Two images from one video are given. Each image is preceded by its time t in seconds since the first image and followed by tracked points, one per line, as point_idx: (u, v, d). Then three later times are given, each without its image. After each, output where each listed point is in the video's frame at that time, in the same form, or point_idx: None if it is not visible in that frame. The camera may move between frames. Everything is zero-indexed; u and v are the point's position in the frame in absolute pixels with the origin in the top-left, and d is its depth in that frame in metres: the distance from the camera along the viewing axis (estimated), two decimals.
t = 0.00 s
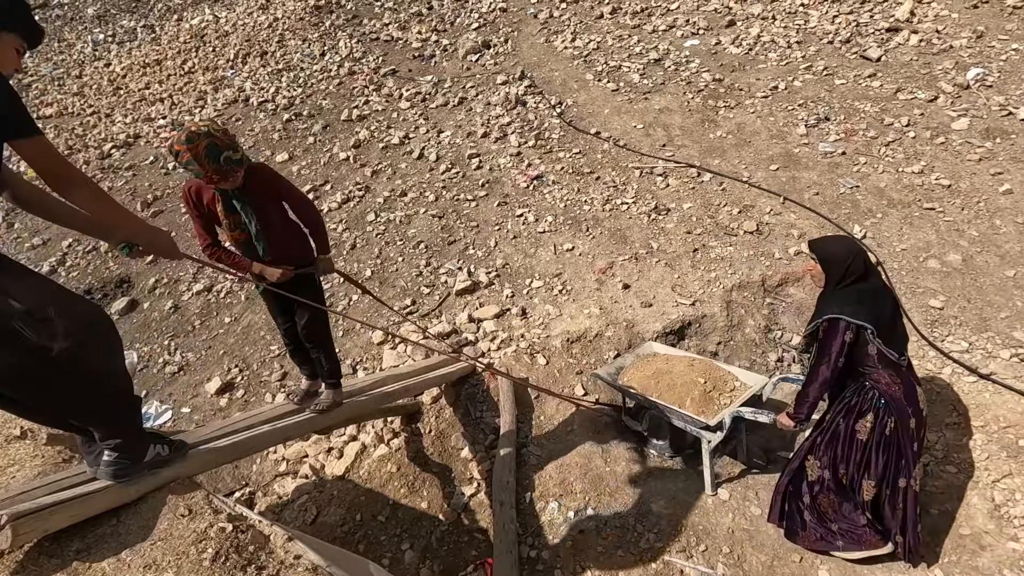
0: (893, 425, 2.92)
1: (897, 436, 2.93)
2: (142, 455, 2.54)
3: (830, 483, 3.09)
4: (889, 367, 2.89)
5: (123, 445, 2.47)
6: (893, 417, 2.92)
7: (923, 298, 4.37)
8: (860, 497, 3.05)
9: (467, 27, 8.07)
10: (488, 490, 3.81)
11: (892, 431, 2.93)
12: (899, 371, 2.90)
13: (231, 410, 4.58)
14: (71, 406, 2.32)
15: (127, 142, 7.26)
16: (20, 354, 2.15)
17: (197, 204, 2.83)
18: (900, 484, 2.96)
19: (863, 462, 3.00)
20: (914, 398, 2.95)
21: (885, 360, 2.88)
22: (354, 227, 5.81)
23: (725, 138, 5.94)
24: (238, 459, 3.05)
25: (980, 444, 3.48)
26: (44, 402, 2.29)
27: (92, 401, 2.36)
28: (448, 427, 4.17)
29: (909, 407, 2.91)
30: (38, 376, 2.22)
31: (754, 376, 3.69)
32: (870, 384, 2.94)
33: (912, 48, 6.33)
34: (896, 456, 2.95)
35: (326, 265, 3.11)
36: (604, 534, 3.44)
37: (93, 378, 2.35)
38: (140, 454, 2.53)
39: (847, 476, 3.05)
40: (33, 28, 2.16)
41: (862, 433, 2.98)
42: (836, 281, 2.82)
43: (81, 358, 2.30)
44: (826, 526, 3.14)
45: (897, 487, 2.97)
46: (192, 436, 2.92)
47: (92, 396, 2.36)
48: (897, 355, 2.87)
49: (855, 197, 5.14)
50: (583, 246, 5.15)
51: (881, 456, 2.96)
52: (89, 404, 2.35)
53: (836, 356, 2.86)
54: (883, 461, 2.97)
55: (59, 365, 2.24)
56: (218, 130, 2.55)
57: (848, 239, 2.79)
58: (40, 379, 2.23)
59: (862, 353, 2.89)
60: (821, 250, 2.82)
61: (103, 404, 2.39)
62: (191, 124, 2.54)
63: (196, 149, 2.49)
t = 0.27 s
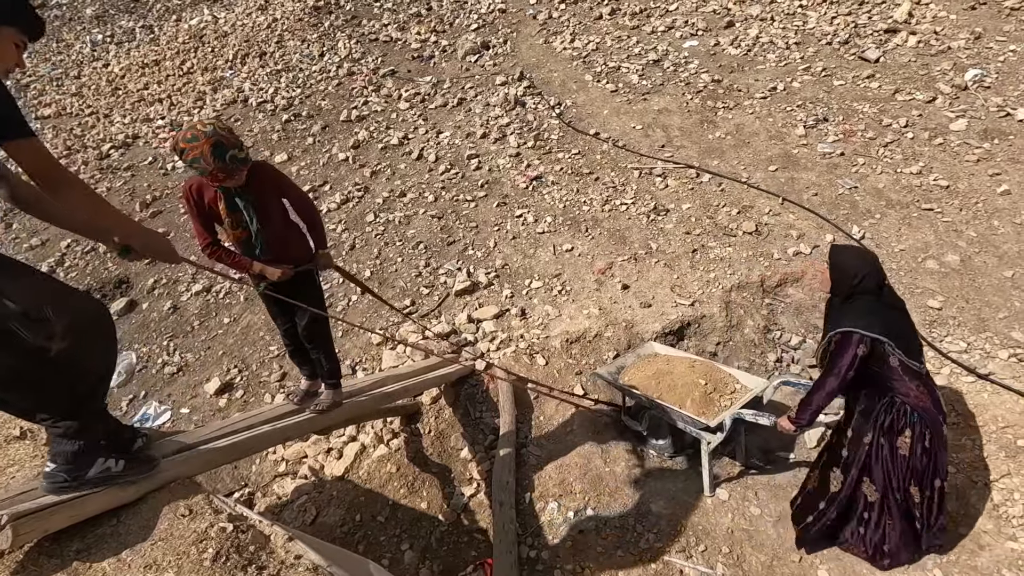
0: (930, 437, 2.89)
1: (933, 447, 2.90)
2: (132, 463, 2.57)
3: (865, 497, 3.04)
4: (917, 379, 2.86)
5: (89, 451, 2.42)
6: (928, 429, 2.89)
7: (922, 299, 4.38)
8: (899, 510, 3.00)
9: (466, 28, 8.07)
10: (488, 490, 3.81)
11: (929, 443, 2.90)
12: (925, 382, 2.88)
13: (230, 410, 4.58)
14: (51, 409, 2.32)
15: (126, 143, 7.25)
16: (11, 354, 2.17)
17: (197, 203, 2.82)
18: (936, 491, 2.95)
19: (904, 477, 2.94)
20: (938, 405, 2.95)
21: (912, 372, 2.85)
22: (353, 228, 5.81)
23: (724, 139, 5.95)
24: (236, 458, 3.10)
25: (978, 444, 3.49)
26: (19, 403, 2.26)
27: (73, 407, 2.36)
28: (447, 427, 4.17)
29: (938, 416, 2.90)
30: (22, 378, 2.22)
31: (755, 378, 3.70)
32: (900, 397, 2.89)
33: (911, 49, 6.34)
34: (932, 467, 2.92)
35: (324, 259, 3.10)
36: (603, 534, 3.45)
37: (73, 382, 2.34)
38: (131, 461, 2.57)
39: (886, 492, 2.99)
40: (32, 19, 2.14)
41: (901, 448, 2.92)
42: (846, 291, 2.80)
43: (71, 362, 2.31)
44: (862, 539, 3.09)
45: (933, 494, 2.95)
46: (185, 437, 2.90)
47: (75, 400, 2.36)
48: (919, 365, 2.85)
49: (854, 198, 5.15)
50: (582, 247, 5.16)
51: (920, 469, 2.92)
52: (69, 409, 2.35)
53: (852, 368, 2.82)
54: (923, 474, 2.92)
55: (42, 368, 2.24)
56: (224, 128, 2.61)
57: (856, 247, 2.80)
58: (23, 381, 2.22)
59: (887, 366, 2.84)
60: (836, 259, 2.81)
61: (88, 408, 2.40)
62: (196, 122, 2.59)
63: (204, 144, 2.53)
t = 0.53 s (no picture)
0: (958, 444, 2.83)
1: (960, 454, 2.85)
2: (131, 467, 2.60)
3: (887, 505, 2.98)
4: (939, 382, 2.85)
5: (84, 452, 2.46)
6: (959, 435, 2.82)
7: (921, 299, 4.38)
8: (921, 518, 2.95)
9: (466, 29, 8.08)
10: (488, 491, 3.81)
11: (957, 450, 2.84)
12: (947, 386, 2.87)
13: (229, 411, 4.57)
14: (45, 411, 2.33)
15: (124, 143, 7.24)
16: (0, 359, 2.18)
17: (198, 202, 2.83)
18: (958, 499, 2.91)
19: (928, 483, 2.89)
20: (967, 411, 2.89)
21: (933, 374, 2.85)
22: (352, 228, 5.80)
23: (723, 140, 5.96)
24: (236, 460, 3.12)
25: (977, 445, 3.49)
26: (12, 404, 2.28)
27: (68, 410, 2.37)
28: (447, 428, 4.16)
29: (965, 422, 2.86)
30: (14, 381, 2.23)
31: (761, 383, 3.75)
32: (927, 403, 2.83)
33: (909, 51, 6.36)
34: (958, 474, 2.87)
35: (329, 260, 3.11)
36: (603, 535, 3.45)
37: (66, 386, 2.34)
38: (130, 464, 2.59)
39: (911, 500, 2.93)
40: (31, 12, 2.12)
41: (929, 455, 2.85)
42: (852, 296, 2.88)
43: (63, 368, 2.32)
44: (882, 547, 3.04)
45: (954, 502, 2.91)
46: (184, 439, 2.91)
47: (68, 404, 2.36)
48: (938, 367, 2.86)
49: (853, 199, 5.16)
50: (582, 248, 5.16)
51: (945, 476, 2.87)
52: (62, 411, 2.36)
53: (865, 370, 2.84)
54: (948, 480, 2.88)
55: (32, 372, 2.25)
56: (226, 127, 2.62)
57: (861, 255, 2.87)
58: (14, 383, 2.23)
59: (905, 368, 2.86)
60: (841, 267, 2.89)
61: (81, 411, 2.40)
62: (198, 121, 2.61)
63: (206, 142, 2.54)
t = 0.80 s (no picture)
0: (947, 441, 2.76)
1: (953, 452, 2.77)
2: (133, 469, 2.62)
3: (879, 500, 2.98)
4: (931, 379, 2.77)
5: (86, 455, 2.49)
6: (947, 432, 2.76)
7: (921, 300, 4.40)
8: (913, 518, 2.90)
9: (465, 30, 8.09)
10: (489, 492, 3.82)
11: (947, 447, 2.77)
12: (941, 383, 2.79)
13: (230, 411, 4.57)
14: (38, 412, 2.32)
15: (124, 144, 7.24)
16: None
17: (202, 202, 2.83)
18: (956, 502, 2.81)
19: (915, 480, 2.85)
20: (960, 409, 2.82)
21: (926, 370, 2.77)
22: (352, 229, 5.81)
23: (723, 141, 5.97)
24: (236, 461, 3.13)
25: (977, 446, 3.50)
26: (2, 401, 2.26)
27: (61, 413, 2.35)
28: (448, 428, 4.17)
29: (959, 419, 2.78)
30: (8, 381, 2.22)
31: (759, 383, 3.76)
32: (915, 398, 2.79)
33: (908, 52, 6.37)
34: (953, 473, 2.79)
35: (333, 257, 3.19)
36: (605, 536, 3.46)
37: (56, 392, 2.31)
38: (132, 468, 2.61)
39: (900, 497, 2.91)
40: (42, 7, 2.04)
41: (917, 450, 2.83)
42: (839, 297, 2.92)
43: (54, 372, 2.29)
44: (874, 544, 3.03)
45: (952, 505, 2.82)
46: (185, 441, 2.91)
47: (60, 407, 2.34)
48: (931, 363, 2.78)
49: (852, 200, 5.17)
50: (582, 249, 5.17)
51: (938, 475, 2.80)
52: (54, 414, 2.34)
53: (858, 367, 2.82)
54: (942, 480, 2.80)
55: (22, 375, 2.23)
56: (229, 127, 2.63)
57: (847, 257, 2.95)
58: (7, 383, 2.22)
59: (900, 367, 2.78)
60: (821, 273, 2.97)
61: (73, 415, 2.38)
62: (203, 121, 2.62)
63: (209, 142, 2.55)
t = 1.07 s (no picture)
0: (923, 421, 2.92)
1: (926, 433, 2.93)
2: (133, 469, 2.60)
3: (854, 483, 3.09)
4: (907, 362, 2.94)
5: (84, 456, 2.47)
6: (922, 413, 2.92)
7: (920, 301, 4.40)
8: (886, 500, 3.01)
9: (465, 31, 8.10)
10: (488, 493, 3.82)
11: (921, 428, 2.93)
12: (918, 367, 2.97)
13: (229, 412, 4.57)
14: (26, 411, 2.31)
15: (124, 145, 7.25)
16: None
17: (201, 201, 2.82)
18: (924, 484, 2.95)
19: (894, 461, 2.99)
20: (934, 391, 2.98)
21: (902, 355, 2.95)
22: (352, 230, 5.81)
23: (722, 142, 5.97)
24: (235, 461, 3.14)
25: (976, 447, 3.50)
26: None
27: (50, 412, 2.34)
28: (447, 429, 4.17)
29: (934, 402, 2.93)
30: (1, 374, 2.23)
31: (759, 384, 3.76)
32: (893, 381, 2.96)
33: (908, 54, 6.38)
34: (923, 454, 2.94)
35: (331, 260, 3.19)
36: (604, 537, 3.45)
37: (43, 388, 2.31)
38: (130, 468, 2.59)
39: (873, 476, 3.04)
40: None
41: (892, 431, 2.98)
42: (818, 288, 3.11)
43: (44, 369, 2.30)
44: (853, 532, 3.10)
45: (920, 488, 2.96)
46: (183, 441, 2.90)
47: (48, 403, 2.33)
48: (909, 349, 2.94)
49: (852, 202, 5.18)
50: (582, 250, 5.17)
51: (909, 455, 2.95)
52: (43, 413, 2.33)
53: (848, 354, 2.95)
54: (912, 460, 2.95)
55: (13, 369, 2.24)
56: (232, 127, 2.63)
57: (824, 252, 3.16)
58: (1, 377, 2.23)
59: (876, 351, 2.96)
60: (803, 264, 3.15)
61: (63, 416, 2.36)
62: (206, 120, 2.62)
63: (211, 141, 2.56)
